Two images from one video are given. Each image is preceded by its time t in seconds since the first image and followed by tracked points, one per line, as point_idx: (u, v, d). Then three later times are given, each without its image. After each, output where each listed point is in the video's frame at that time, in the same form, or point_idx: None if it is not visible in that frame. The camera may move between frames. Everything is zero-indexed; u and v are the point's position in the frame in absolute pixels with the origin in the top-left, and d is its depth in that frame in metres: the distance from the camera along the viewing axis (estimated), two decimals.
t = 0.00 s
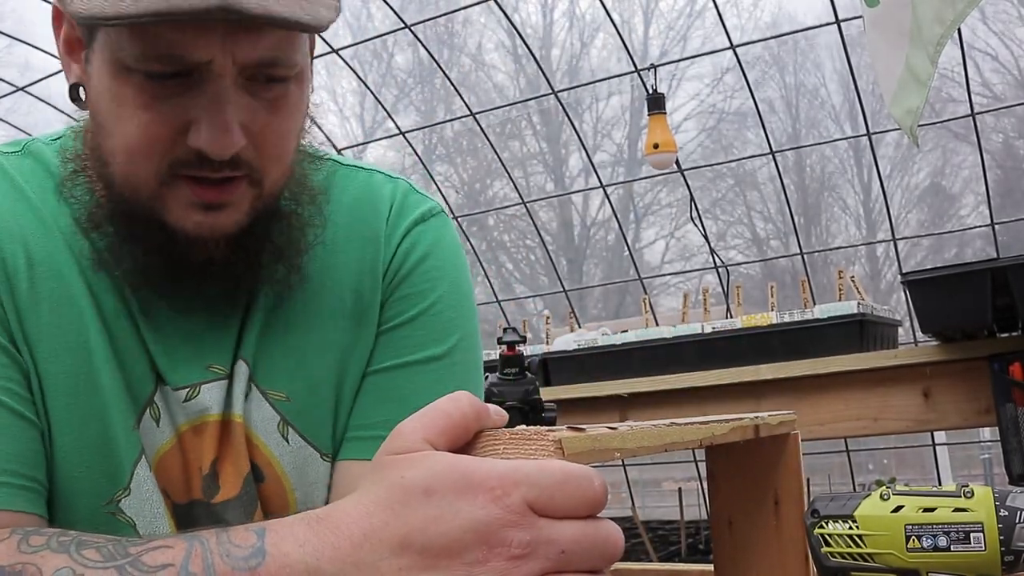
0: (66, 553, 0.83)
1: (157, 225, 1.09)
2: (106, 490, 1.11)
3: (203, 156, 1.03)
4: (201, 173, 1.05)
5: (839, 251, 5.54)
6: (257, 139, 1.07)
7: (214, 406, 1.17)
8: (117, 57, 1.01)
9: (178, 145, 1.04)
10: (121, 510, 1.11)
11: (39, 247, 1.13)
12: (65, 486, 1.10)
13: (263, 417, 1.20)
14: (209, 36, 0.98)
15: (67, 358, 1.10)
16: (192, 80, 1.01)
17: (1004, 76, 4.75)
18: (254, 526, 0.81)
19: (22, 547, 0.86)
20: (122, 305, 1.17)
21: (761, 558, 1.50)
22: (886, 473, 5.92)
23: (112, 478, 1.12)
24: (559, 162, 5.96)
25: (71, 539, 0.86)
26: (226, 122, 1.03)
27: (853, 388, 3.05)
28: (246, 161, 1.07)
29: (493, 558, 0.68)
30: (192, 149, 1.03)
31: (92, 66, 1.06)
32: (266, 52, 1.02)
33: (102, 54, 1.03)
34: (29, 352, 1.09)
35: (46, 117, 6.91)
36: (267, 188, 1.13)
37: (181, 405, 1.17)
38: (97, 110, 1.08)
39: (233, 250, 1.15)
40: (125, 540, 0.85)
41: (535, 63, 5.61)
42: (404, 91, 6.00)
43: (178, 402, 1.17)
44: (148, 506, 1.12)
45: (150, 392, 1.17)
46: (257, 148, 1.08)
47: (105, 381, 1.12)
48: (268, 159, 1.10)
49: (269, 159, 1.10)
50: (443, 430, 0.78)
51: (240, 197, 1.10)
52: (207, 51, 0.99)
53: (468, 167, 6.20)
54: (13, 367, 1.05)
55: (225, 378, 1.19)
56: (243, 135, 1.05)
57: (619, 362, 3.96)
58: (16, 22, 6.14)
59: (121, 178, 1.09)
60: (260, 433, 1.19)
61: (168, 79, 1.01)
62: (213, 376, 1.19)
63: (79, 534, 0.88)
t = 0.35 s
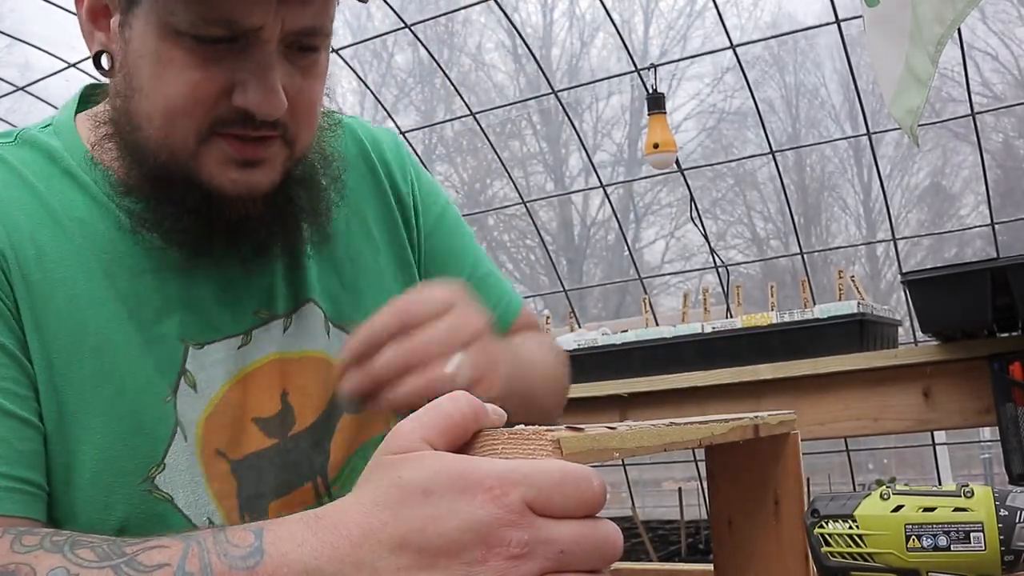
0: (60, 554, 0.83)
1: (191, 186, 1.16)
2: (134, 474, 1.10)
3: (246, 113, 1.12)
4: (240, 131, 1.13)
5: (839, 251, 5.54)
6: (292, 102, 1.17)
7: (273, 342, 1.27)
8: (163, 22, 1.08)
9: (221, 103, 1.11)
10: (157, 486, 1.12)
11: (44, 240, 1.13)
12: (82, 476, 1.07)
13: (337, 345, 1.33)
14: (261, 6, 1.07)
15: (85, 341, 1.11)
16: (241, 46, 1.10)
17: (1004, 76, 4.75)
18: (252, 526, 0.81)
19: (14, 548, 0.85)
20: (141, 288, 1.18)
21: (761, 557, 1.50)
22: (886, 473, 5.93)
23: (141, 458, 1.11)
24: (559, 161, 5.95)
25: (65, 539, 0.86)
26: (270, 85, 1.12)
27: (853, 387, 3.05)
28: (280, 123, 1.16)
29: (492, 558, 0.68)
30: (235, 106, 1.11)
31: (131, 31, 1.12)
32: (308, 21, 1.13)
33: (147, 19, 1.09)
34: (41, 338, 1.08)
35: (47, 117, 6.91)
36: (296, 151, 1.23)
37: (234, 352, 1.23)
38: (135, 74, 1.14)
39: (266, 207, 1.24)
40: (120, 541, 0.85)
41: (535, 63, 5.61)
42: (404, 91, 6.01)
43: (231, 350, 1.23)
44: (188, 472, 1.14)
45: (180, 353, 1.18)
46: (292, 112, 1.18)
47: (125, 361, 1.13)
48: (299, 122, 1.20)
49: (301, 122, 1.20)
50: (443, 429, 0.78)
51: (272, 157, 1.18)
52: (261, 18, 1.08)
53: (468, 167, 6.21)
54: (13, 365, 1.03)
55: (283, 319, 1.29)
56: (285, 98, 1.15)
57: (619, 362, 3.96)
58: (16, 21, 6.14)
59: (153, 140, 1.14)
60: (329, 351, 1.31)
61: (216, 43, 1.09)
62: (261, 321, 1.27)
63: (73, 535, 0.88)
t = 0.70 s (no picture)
0: (64, 559, 0.83)
1: (205, 179, 1.18)
2: (148, 476, 1.10)
3: (263, 102, 1.13)
4: (256, 121, 1.14)
5: (839, 251, 5.53)
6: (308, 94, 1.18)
7: (279, 330, 1.29)
8: (184, 11, 1.08)
9: (239, 93, 1.12)
10: (173, 488, 1.12)
11: (52, 246, 1.13)
12: (96, 481, 1.07)
13: (334, 332, 1.34)
14: None
15: (96, 344, 1.10)
16: (262, 36, 1.11)
17: (1004, 76, 4.74)
18: (253, 529, 0.81)
19: (19, 553, 0.85)
20: (154, 289, 1.17)
21: (761, 558, 1.50)
22: (886, 473, 5.93)
23: (156, 460, 1.11)
24: (559, 161, 5.95)
25: (70, 545, 0.86)
26: (289, 76, 1.13)
27: (853, 386, 3.05)
28: (294, 115, 1.17)
29: (493, 558, 0.68)
30: (252, 96, 1.12)
31: (152, 18, 1.12)
32: (329, 15, 1.14)
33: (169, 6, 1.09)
34: (51, 342, 1.07)
35: (47, 117, 6.91)
36: (307, 145, 1.24)
37: (247, 338, 1.24)
38: (153, 61, 1.14)
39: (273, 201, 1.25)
40: (123, 545, 0.86)
41: (535, 63, 5.62)
42: (404, 90, 6.02)
43: (243, 338, 1.24)
44: (204, 470, 1.15)
45: (197, 347, 1.18)
46: (307, 106, 1.19)
47: (138, 361, 1.13)
48: (312, 117, 1.21)
49: (314, 115, 1.21)
50: (443, 429, 0.78)
51: (285, 148, 1.19)
52: (282, 9, 1.08)
53: (468, 167, 6.21)
54: (19, 372, 1.01)
55: (286, 307, 1.31)
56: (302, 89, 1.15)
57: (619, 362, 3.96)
58: (16, 21, 6.14)
59: (168, 128, 1.15)
60: (328, 341, 1.33)
61: (236, 33, 1.10)
62: (269, 308, 1.29)
63: (78, 541, 0.88)
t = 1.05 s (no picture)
0: (64, 562, 0.83)
1: (204, 181, 1.19)
2: (148, 476, 1.10)
3: (262, 101, 1.12)
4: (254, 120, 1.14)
5: (839, 251, 5.53)
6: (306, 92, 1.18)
7: (280, 331, 1.29)
8: (182, 10, 1.08)
9: (239, 92, 1.12)
10: (173, 488, 1.12)
11: (50, 246, 1.13)
12: (95, 481, 1.07)
13: (335, 332, 1.34)
14: None
15: (94, 345, 1.10)
16: (260, 34, 1.10)
17: (1004, 76, 4.73)
18: (253, 530, 0.82)
19: (19, 556, 0.85)
20: (153, 289, 1.17)
21: (761, 559, 1.50)
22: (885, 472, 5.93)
23: (155, 461, 1.11)
24: (559, 161, 5.94)
25: (70, 547, 0.86)
26: (288, 74, 1.13)
27: (854, 386, 3.05)
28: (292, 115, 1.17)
29: (493, 558, 0.69)
30: (252, 95, 1.12)
31: (150, 16, 1.11)
32: (328, 13, 1.14)
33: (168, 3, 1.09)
34: (49, 342, 1.07)
35: (47, 117, 6.91)
36: (304, 143, 1.23)
37: (247, 338, 1.24)
38: (151, 60, 1.13)
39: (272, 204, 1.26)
40: (124, 547, 0.86)
41: (535, 62, 5.62)
42: (404, 90, 6.02)
43: (245, 337, 1.24)
44: (204, 471, 1.15)
45: (197, 346, 1.18)
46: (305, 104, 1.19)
47: (137, 361, 1.13)
48: (310, 115, 1.21)
49: (311, 115, 1.21)
50: (443, 429, 0.78)
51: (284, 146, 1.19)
52: (281, 8, 1.08)
53: (468, 166, 6.21)
54: (16, 373, 1.01)
55: (289, 306, 1.32)
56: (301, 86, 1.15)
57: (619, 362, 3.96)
58: (16, 20, 6.15)
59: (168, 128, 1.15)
60: (329, 342, 1.33)
61: (235, 31, 1.09)
62: (270, 308, 1.29)
63: (79, 543, 0.88)
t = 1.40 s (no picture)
0: (66, 558, 0.83)
1: (201, 177, 1.18)
2: (147, 474, 1.10)
3: (257, 102, 1.12)
4: (250, 122, 1.13)
5: (839, 251, 5.54)
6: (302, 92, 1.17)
7: (280, 329, 1.29)
8: (180, 10, 1.08)
9: (235, 93, 1.11)
10: (174, 485, 1.12)
11: (51, 245, 1.13)
12: (96, 479, 1.07)
13: (335, 330, 1.34)
14: None
15: (94, 344, 1.10)
16: (257, 34, 1.10)
17: (1004, 76, 4.74)
18: (254, 528, 0.81)
19: (20, 553, 0.85)
20: (153, 287, 1.18)
21: (760, 559, 1.50)
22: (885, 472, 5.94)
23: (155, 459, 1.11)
24: (559, 161, 5.95)
25: (71, 543, 0.86)
26: (282, 74, 1.12)
27: (854, 386, 3.05)
28: (290, 116, 1.16)
29: (493, 558, 0.69)
30: (247, 96, 1.11)
31: (148, 15, 1.12)
32: (325, 13, 1.13)
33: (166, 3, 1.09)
34: (50, 339, 1.08)
35: (47, 117, 6.91)
36: (302, 143, 1.23)
37: (247, 337, 1.24)
38: (149, 59, 1.14)
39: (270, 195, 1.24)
40: (124, 544, 0.86)
41: (535, 62, 5.62)
42: (404, 90, 6.02)
43: (244, 335, 1.24)
44: (204, 469, 1.14)
45: (197, 344, 1.18)
46: (302, 104, 1.18)
47: (137, 359, 1.13)
48: (307, 115, 1.20)
49: (307, 114, 1.20)
50: (444, 429, 0.79)
51: (281, 145, 1.18)
52: (277, 7, 1.07)
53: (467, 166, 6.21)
54: (17, 370, 1.01)
55: (289, 305, 1.32)
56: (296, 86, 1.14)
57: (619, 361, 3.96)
58: (16, 20, 6.14)
59: (165, 127, 1.15)
60: (330, 339, 1.33)
61: (231, 31, 1.09)
62: (270, 306, 1.29)
63: (80, 539, 0.88)
